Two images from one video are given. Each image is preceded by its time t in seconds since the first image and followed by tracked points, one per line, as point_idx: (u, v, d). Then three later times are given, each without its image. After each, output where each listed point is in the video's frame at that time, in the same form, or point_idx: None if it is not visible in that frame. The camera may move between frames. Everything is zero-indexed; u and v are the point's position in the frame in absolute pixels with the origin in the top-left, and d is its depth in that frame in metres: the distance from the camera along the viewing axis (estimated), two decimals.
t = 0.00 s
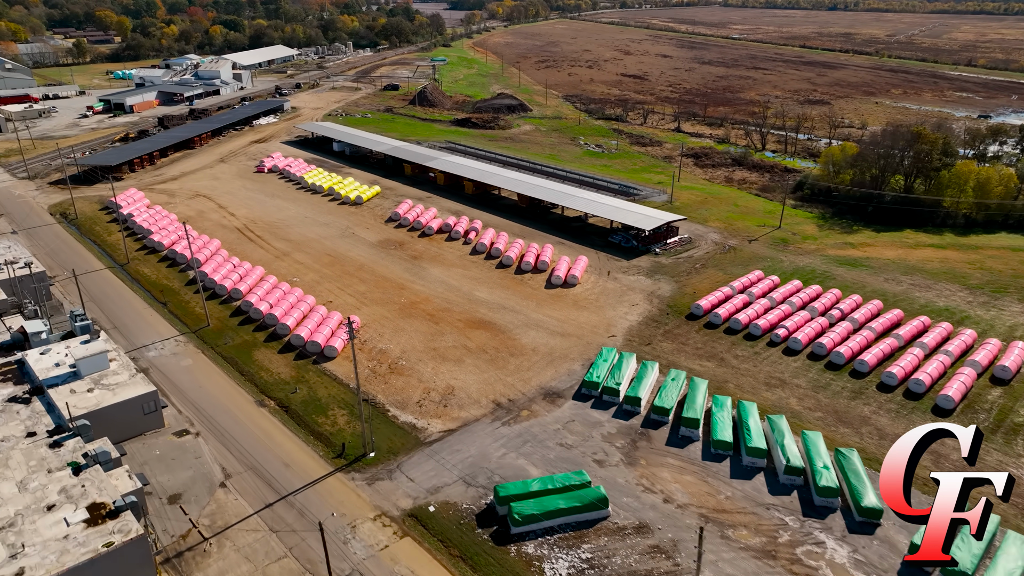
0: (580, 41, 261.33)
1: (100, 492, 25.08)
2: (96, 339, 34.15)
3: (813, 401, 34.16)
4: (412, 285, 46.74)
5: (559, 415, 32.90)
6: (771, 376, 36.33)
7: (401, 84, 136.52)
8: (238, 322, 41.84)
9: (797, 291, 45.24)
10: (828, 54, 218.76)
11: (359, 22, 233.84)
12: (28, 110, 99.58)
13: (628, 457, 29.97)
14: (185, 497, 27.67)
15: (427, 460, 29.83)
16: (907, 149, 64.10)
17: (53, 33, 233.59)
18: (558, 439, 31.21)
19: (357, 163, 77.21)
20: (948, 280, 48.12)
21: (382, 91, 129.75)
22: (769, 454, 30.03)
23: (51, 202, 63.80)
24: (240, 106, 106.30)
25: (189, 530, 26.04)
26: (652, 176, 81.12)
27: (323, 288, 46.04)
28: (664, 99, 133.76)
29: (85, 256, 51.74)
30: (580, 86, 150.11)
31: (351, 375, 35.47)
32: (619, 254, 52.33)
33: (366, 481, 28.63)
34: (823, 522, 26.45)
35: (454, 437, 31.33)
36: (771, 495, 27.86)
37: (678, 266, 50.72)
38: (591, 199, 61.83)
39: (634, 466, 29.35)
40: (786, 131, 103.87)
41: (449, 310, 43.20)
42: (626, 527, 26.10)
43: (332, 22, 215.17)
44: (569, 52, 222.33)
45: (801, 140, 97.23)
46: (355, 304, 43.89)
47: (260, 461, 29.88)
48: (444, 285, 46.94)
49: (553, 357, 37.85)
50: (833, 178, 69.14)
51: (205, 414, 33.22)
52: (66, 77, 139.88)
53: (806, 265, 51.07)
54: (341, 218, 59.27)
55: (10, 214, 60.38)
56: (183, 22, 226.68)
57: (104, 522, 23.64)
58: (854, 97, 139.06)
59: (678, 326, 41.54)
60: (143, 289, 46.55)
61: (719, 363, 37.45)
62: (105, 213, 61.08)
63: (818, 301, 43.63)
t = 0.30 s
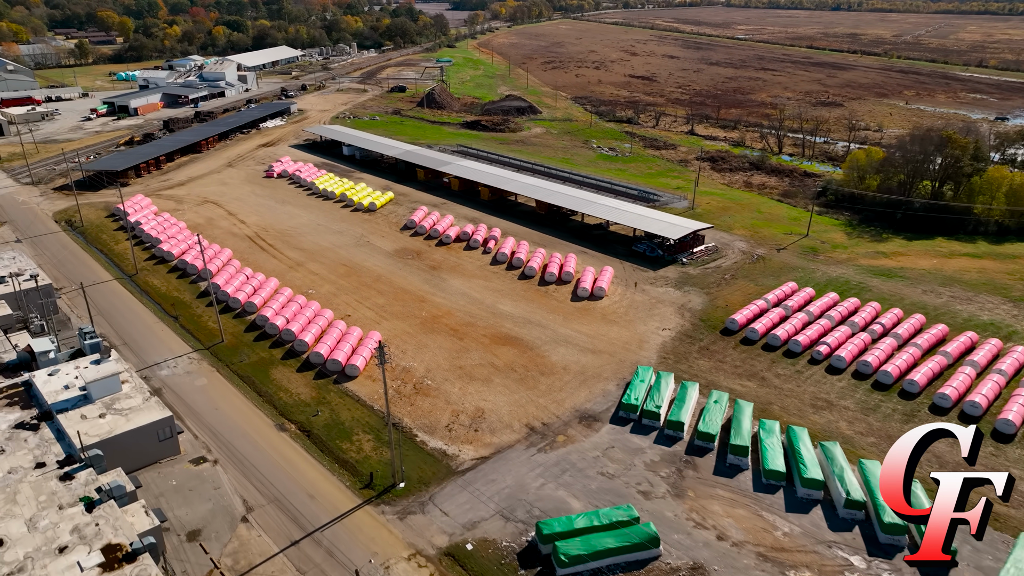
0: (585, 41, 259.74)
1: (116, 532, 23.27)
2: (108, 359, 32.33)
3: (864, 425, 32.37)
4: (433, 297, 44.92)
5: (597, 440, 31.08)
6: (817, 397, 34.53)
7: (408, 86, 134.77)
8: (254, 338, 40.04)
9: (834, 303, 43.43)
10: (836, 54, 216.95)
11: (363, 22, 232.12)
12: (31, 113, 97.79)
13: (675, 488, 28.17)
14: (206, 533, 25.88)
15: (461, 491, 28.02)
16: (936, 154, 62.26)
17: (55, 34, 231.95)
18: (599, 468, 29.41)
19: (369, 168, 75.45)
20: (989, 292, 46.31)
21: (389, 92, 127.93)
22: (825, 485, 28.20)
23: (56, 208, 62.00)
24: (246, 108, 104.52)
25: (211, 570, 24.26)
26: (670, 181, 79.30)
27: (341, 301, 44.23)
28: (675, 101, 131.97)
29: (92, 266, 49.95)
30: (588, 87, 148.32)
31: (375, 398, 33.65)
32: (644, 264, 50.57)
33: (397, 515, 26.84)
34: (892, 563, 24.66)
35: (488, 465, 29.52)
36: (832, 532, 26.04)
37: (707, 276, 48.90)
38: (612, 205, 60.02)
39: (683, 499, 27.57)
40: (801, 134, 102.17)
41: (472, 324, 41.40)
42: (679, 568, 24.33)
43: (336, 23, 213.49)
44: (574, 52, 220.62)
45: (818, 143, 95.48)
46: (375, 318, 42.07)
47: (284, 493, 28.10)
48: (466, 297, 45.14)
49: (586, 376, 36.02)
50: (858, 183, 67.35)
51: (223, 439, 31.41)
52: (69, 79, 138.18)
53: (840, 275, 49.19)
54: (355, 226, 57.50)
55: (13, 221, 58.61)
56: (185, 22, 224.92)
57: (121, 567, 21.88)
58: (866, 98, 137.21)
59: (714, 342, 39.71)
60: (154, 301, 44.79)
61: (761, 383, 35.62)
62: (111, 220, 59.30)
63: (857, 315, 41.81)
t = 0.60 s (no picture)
0: (590, 42, 258.10)
1: None
2: (119, 382, 30.50)
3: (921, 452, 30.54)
4: (455, 311, 43.10)
5: (640, 470, 29.25)
6: (867, 421, 32.70)
7: (415, 87, 132.90)
8: (270, 356, 38.24)
9: (874, 318, 41.61)
10: (845, 55, 214.79)
11: (367, 23, 230.16)
12: (33, 116, 95.93)
13: (728, 524, 26.35)
14: None
15: (499, 528, 26.18)
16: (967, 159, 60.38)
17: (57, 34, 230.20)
18: (645, 501, 27.56)
19: (380, 173, 73.67)
20: None
21: (396, 94, 126.13)
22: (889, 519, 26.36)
23: (60, 216, 60.22)
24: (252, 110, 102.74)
25: None
26: (688, 185, 77.49)
27: (359, 315, 42.37)
28: (686, 103, 130.15)
29: (99, 278, 48.18)
30: (597, 89, 146.35)
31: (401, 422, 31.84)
32: (672, 275, 48.76)
33: (433, 554, 25.03)
34: None
35: (525, 498, 27.68)
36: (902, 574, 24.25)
37: (737, 288, 47.08)
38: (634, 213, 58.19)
39: (737, 536, 25.73)
40: (818, 137, 100.33)
41: (499, 341, 39.59)
42: None
43: (340, 23, 211.58)
44: (580, 53, 218.70)
45: (836, 146, 93.65)
46: (396, 334, 40.24)
47: (309, 529, 26.32)
48: (489, 310, 43.35)
49: (623, 398, 34.18)
50: (885, 189, 65.54)
51: (242, 468, 29.59)
52: (71, 80, 136.36)
53: (876, 286, 47.34)
54: (370, 234, 55.73)
55: (17, 229, 56.88)
56: (188, 23, 223.22)
57: None
58: (879, 100, 135.37)
59: (752, 360, 37.85)
60: (164, 315, 43.01)
61: (808, 405, 33.78)
62: (118, 228, 57.52)
63: (900, 330, 39.93)
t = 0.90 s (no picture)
0: (595, 42, 256.31)
1: None
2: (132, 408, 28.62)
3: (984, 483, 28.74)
4: (479, 325, 41.26)
5: (688, 502, 27.42)
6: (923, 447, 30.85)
7: (422, 89, 131.10)
8: (288, 375, 36.37)
9: (918, 333, 39.78)
10: (853, 55, 212.89)
11: (371, 23, 228.00)
12: (35, 119, 94.04)
13: (788, 564, 24.53)
14: None
15: (543, 569, 24.35)
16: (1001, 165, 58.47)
17: (58, 35, 228.24)
18: (696, 538, 25.73)
19: (392, 178, 71.85)
20: None
21: (403, 95, 124.29)
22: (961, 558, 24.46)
23: (65, 223, 58.39)
24: (258, 113, 100.93)
25: None
26: (707, 191, 75.63)
27: (379, 331, 40.51)
28: (697, 105, 128.25)
29: (106, 289, 46.33)
30: (606, 91, 144.31)
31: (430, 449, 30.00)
32: (701, 286, 46.94)
33: None
34: None
35: (568, 534, 25.85)
36: None
37: (771, 300, 45.25)
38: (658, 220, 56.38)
39: None
40: (835, 140, 98.43)
41: (527, 358, 37.78)
42: None
43: (344, 23, 209.49)
44: (586, 53, 216.51)
45: (854, 149, 91.78)
46: (419, 351, 38.38)
47: (339, 570, 24.55)
48: (513, 324, 41.54)
49: (663, 422, 32.31)
50: (913, 195, 63.69)
51: (264, 501, 27.78)
52: (73, 82, 134.54)
53: (915, 298, 45.47)
54: (385, 243, 53.91)
55: (21, 237, 55.06)
56: (190, 24, 221.31)
57: None
58: (893, 101, 133.45)
59: (795, 379, 35.98)
60: (175, 331, 41.18)
61: (858, 430, 31.96)
62: (124, 236, 55.72)
63: (947, 347, 38.03)
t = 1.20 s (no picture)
0: (600, 42, 254.57)
1: None
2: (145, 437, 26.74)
3: None
4: (504, 341, 39.38)
5: (743, 540, 25.57)
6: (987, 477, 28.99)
7: (429, 90, 129.30)
8: (307, 396, 34.50)
9: (966, 350, 37.87)
10: (860, 56, 211.34)
11: (374, 24, 226.03)
12: (38, 121, 92.16)
13: None
14: None
15: None
16: None
17: (59, 35, 226.30)
18: None
19: (404, 183, 70.05)
20: None
21: (410, 97, 122.40)
22: None
23: (69, 231, 56.56)
24: (265, 115, 99.11)
25: None
26: (726, 196, 73.81)
27: (401, 348, 38.61)
28: (708, 107, 126.43)
29: (114, 301, 44.47)
30: (615, 92, 142.48)
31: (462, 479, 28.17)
32: (732, 298, 45.09)
33: None
34: None
35: None
36: None
37: (807, 314, 43.38)
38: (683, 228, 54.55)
39: None
40: (851, 143, 96.65)
41: (557, 378, 35.91)
42: None
43: (348, 24, 207.59)
44: (592, 54, 214.67)
45: (874, 153, 89.90)
46: (444, 370, 36.49)
47: None
48: (540, 340, 39.65)
49: (707, 449, 30.45)
50: (942, 201, 61.79)
51: (287, 539, 25.92)
52: (75, 83, 132.72)
53: (956, 312, 43.61)
54: (401, 252, 52.04)
55: (23, 246, 53.23)
56: (192, 24, 219.38)
57: None
58: (906, 103, 131.67)
59: (842, 401, 34.11)
60: (186, 347, 39.30)
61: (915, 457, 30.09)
62: (131, 244, 53.89)
63: (999, 365, 36.09)
